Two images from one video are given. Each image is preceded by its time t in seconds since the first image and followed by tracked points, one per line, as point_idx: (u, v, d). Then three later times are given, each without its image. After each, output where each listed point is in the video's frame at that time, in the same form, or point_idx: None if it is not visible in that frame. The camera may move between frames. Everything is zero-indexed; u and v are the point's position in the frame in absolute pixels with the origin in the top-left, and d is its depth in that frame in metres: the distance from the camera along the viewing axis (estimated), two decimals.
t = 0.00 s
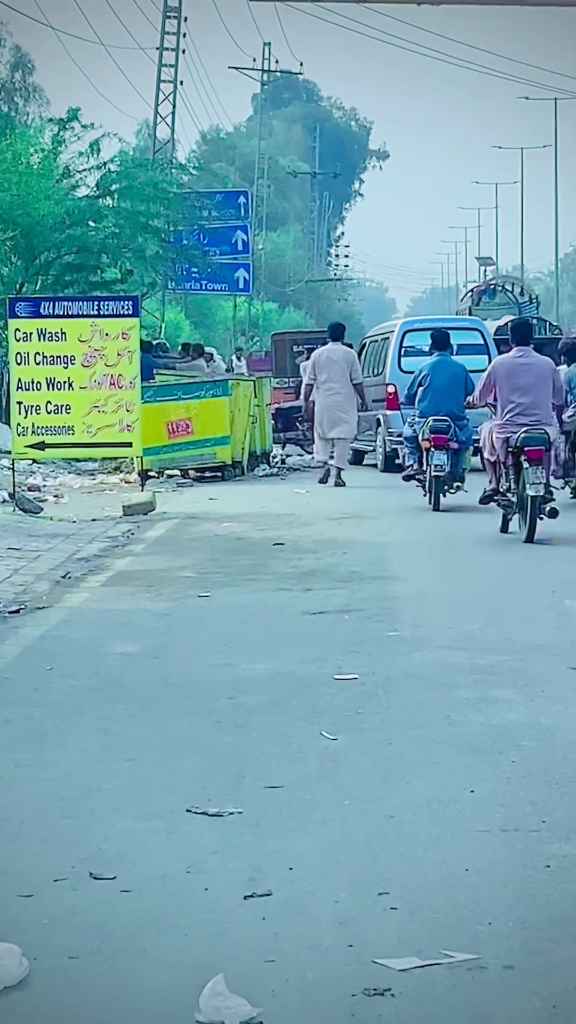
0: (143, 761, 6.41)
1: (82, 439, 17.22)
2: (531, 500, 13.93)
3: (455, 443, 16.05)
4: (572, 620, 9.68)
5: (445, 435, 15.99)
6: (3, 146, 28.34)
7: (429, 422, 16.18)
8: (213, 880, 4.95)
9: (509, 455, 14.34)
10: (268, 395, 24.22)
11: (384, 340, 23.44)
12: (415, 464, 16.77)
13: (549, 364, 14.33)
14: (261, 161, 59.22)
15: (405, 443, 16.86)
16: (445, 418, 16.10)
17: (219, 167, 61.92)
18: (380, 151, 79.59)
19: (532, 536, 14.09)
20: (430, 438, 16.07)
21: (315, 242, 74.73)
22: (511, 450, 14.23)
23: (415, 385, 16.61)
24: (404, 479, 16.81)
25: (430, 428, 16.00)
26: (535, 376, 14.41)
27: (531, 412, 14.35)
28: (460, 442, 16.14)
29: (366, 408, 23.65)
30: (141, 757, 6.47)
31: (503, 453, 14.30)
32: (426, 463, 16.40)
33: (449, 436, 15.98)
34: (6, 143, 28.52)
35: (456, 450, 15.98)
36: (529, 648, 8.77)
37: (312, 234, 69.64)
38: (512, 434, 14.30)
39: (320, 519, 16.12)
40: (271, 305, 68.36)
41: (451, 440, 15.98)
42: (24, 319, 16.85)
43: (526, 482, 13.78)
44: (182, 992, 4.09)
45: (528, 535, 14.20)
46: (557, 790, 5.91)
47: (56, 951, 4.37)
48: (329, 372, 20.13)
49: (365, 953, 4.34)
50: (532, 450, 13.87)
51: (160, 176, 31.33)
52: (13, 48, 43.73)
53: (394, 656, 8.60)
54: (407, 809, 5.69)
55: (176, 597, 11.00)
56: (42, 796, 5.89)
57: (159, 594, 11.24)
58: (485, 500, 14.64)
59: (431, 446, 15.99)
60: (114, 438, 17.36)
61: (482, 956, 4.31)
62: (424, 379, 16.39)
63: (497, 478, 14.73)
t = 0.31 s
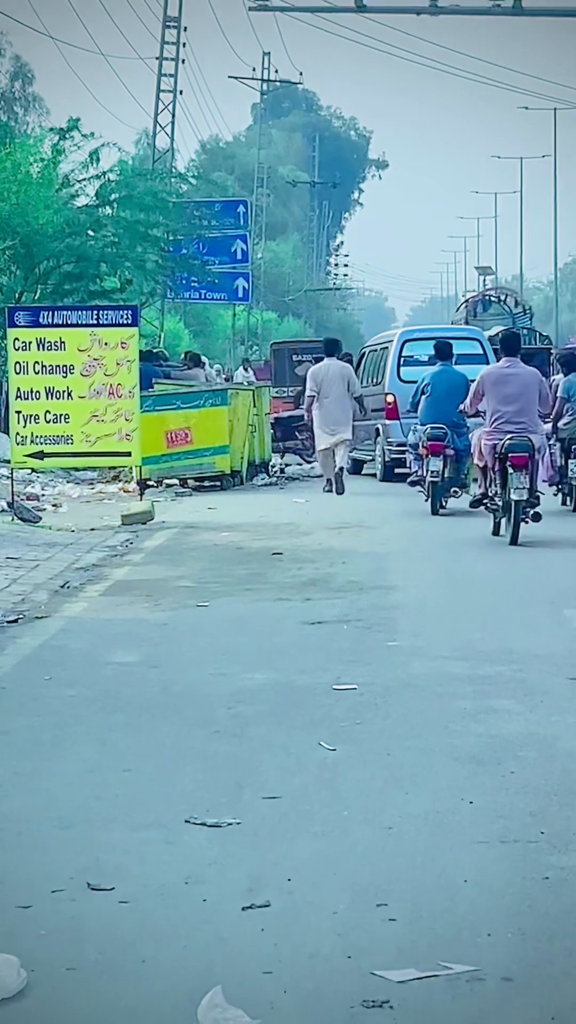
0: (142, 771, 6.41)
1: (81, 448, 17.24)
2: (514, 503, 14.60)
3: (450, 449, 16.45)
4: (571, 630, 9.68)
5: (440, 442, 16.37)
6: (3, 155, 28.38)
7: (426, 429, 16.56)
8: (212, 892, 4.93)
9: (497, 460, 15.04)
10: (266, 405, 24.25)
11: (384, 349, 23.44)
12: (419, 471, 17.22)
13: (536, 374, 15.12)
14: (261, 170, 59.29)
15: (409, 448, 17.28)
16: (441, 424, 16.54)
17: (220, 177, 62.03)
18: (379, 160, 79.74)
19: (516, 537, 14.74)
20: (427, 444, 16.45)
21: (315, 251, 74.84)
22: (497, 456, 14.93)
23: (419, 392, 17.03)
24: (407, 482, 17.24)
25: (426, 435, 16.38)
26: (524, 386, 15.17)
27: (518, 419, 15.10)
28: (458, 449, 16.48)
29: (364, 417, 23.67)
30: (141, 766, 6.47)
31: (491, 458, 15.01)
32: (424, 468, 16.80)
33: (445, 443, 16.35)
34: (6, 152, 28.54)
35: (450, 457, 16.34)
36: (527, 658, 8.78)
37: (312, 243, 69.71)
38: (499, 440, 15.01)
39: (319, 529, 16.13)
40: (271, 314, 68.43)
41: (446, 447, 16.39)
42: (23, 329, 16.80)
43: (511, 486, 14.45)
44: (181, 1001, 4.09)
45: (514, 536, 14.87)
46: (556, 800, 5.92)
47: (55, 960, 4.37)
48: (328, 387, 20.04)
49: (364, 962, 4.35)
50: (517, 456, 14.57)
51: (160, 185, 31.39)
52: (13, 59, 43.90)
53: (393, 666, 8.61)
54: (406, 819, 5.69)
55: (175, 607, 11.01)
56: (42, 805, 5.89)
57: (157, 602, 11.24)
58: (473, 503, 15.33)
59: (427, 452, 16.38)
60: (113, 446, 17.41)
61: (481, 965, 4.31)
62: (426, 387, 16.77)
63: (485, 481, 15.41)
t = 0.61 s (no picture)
0: (142, 784, 6.41)
1: (81, 461, 17.26)
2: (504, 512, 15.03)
3: (457, 460, 16.87)
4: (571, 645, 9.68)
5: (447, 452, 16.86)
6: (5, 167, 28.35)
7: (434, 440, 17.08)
8: (213, 905, 4.93)
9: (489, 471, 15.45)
10: (267, 418, 24.29)
11: (384, 363, 23.47)
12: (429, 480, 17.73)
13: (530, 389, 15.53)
14: (261, 185, 59.42)
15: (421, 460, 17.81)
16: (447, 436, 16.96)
17: (220, 191, 62.17)
18: (379, 173, 79.95)
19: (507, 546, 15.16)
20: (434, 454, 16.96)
21: (315, 265, 74.97)
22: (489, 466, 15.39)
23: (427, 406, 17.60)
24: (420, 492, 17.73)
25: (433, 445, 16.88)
26: (518, 399, 15.62)
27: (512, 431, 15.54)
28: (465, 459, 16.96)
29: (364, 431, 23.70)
30: (142, 779, 6.47)
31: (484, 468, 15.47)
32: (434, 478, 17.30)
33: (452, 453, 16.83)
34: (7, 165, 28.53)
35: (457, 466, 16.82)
36: (527, 672, 8.77)
37: (312, 257, 69.85)
38: (492, 450, 15.46)
39: (319, 542, 16.13)
40: (271, 328, 68.52)
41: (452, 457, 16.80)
42: (24, 342, 16.81)
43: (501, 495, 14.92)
44: (181, 1016, 4.08)
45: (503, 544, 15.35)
46: (557, 815, 5.91)
47: (55, 974, 4.37)
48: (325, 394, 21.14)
49: (365, 976, 4.34)
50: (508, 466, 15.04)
51: (160, 199, 31.46)
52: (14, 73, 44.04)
53: (394, 680, 8.60)
54: (407, 833, 5.68)
55: (175, 620, 11.02)
56: (40, 819, 5.89)
57: (157, 616, 11.24)
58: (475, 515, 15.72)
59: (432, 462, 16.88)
60: (113, 459, 17.42)
61: (482, 980, 4.30)
62: (433, 401, 17.31)
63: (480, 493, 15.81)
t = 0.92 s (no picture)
0: (143, 798, 6.41)
1: (83, 475, 17.28)
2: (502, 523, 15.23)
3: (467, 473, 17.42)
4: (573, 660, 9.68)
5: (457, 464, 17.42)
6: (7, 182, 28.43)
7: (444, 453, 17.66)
8: (214, 920, 4.93)
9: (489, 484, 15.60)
10: (268, 432, 24.32)
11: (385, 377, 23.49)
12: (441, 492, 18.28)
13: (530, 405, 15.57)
14: (263, 199, 59.53)
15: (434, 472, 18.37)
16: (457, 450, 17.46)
17: (223, 206, 62.27)
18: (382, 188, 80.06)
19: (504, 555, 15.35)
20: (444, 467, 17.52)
21: (317, 279, 75.04)
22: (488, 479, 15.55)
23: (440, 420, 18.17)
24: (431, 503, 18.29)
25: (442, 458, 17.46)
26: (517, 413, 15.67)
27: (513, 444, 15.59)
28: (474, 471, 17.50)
29: (366, 445, 23.71)
30: (143, 794, 6.47)
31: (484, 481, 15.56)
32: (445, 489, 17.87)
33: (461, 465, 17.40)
34: (10, 179, 28.57)
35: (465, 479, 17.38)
36: (529, 687, 8.77)
37: (314, 272, 69.91)
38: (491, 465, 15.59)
39: (321, 557, 16.13)
40: (272, 342, 68.57)
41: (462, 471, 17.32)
42: (26, 357, 16.88)
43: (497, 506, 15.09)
44: None
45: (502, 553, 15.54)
46: (558, 830, 5.91)
47: (56, 989, 4.37)
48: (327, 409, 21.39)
49: (366, 992, 4.34)
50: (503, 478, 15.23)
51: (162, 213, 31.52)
52: (16, 87, 44.17)
53: (395, 695, 8.60)
54: (408, 848, 5.68)
55: (176, 635, 11.01)
56: (42, 834, 5.89)
57: (158, 630, 11.25)
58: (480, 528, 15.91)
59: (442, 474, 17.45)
60: (115, 473, 17.40)
61: (483, 996, 4.30)
62: (445, 416, 17.89)
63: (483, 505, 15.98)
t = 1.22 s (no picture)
0: (145, 813, 6.41)
1: (85, 490, 17.27)
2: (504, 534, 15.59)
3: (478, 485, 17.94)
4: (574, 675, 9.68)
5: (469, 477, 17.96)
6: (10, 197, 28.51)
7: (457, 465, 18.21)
8: (215, 936, 4.91)
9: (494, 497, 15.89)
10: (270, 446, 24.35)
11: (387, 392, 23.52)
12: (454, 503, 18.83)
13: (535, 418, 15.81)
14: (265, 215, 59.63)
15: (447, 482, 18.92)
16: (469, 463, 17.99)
17: (226, 220, 62.39)
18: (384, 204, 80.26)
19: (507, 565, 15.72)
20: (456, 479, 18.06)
21: (319, 294, 75.12)
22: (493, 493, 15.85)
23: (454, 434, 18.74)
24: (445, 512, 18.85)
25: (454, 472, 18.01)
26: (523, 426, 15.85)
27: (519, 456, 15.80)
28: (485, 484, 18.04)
29: (368, 460, 23.73)
30: (144, 809, 6.46)
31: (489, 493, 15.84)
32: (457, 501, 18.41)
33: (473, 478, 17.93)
34: (13, 194, 28.65)
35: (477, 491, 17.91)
36: (531, 702, 8.77)
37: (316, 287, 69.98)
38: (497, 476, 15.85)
39: (323, 572, 16.13)
40: (274, 357, 68.62)
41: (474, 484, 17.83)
42: (28, 371, 16.92)
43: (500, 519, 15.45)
44: None
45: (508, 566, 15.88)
46: (561, 846, 5.90)
47: (58, 1004, 4.36)
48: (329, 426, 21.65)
49: (368, 1007, 4.33)
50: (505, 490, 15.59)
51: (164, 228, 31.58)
52: (19, 101, 44.34)
53: (397, 710, 8.60)
54: (410, 864, 5.68)
55: (178, 650, 11.01)
56: (44, 848, 5.88)
57: (160, 644, 11.24)
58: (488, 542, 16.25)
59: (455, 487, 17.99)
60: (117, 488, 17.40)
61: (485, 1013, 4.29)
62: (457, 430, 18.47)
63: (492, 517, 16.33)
